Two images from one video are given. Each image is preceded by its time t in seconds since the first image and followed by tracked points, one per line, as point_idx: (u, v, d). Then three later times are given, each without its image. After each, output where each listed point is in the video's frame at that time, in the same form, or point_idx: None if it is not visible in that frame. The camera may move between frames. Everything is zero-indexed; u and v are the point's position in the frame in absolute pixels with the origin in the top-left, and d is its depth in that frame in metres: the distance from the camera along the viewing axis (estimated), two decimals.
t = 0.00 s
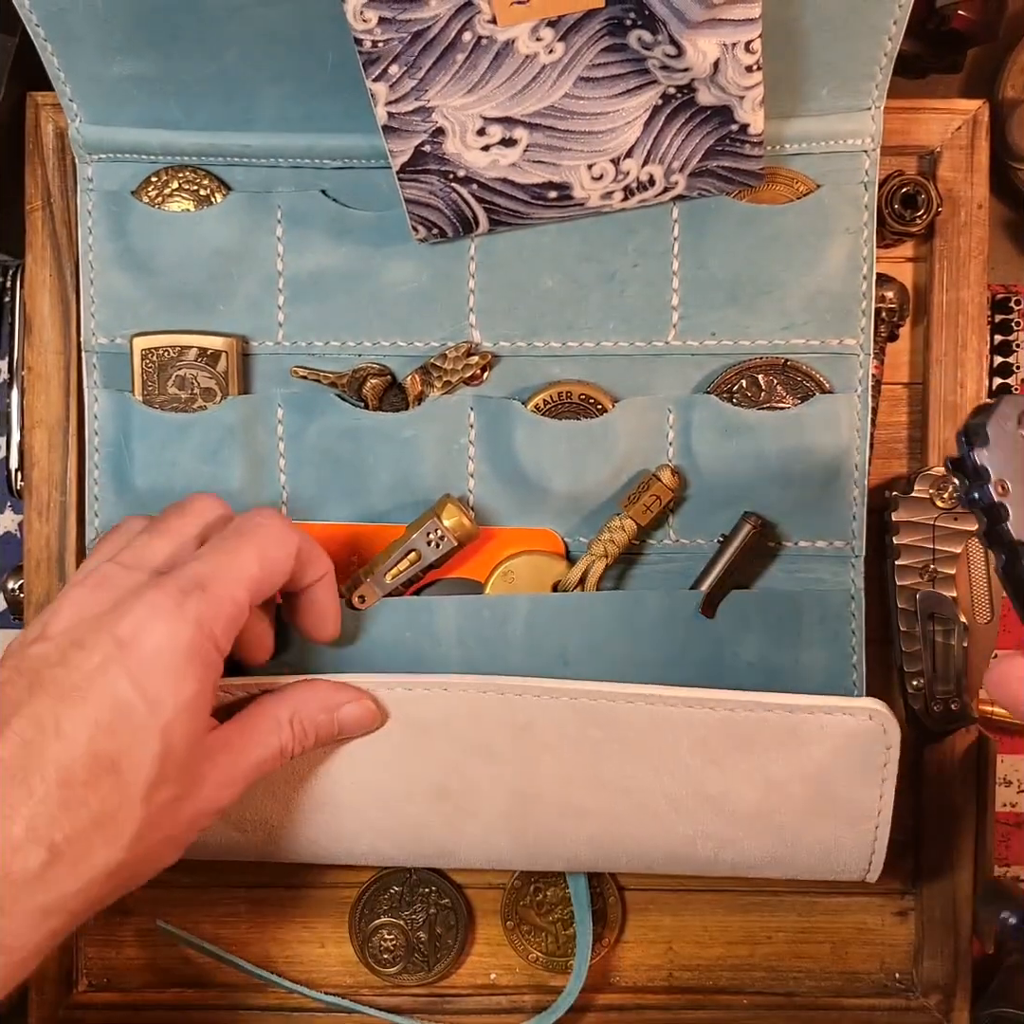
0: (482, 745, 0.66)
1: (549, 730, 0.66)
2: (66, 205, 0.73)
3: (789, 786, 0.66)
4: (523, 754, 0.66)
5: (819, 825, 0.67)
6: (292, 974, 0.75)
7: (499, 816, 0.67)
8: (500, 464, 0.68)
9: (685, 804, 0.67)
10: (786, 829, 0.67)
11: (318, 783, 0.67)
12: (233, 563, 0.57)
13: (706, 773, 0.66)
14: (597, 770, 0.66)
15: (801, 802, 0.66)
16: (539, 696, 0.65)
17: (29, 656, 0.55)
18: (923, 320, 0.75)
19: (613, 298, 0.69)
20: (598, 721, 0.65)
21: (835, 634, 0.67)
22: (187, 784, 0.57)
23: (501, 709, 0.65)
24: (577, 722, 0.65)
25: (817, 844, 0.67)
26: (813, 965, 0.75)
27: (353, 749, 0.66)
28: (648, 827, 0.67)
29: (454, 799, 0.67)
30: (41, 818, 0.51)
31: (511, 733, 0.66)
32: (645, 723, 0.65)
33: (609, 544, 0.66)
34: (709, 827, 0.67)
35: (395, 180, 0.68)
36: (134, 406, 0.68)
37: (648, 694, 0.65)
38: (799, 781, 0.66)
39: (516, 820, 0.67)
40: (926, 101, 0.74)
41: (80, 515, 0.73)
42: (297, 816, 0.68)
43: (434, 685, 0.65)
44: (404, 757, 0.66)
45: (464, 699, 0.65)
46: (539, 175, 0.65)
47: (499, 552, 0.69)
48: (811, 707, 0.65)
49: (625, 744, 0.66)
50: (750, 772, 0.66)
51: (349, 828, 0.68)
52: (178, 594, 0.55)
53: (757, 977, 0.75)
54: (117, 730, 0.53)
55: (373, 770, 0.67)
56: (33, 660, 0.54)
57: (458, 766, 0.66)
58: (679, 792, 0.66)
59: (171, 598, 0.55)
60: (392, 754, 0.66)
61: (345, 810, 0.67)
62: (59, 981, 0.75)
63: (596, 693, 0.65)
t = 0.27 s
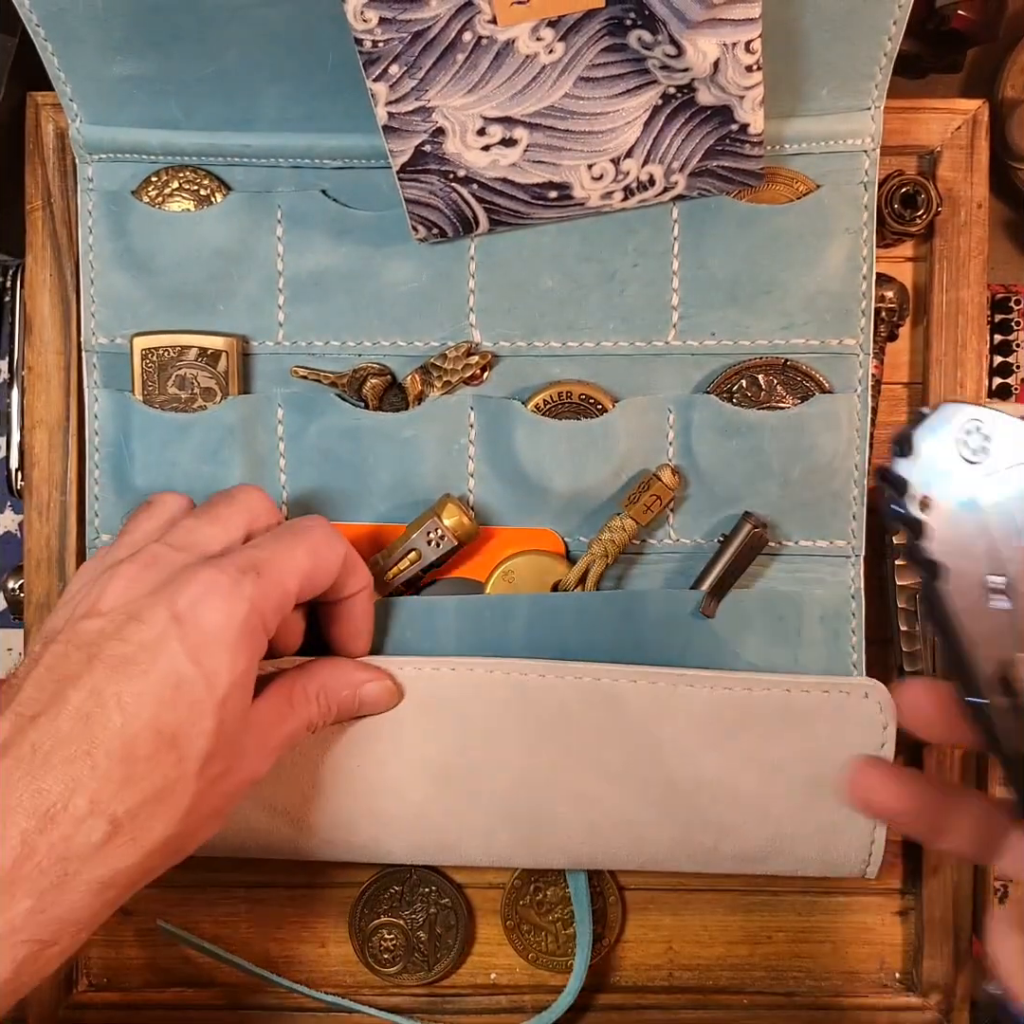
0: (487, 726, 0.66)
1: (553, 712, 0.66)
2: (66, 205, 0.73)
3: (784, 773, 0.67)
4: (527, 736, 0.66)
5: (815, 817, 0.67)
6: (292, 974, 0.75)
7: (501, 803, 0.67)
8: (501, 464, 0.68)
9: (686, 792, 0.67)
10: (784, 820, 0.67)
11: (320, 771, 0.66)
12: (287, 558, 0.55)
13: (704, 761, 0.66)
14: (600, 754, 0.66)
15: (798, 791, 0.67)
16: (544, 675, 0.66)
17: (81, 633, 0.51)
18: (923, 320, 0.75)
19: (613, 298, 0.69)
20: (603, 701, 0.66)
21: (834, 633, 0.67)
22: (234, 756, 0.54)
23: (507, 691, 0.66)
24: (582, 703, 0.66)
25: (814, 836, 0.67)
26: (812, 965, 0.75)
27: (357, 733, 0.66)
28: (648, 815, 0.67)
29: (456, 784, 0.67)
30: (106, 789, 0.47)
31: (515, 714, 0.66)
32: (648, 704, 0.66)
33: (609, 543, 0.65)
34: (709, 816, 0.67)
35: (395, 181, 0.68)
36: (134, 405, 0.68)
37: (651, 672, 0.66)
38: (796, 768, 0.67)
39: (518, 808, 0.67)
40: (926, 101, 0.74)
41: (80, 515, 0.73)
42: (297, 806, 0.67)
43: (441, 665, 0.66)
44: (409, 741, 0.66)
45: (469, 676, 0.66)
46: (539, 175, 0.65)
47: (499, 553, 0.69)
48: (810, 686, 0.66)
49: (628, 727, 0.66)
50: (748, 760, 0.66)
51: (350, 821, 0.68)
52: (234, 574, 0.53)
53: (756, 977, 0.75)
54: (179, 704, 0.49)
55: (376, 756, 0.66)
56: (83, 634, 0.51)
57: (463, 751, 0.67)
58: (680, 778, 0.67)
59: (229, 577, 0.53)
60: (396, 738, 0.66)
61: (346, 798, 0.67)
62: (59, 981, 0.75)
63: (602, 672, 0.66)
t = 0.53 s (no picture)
0: (487, 727, 0.66)
1: (552, 712, 0.66)
2: (66, 205, 0.73)
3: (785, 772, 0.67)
4: (527, 736, 0.66)
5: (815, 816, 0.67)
6: (292, 974, 0.75)
7: (502, 802, 0.67)
8: (501, 464, 0.68)
9: (686, 789, 0.67)
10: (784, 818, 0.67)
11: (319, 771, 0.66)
12: (279, 572, 0.57)
13: (703, 762, 0.66)
14: (599, 753, 0.66)
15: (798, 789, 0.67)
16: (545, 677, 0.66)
17: (68, 633, 0.54)
18: (923, 320, 0.75)
19: (613, 298, 0.69)
20: (604, 701, 0.66)
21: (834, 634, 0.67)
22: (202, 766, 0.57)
23: (507, 694, 0.66)
24: (583, 703, 0.66)
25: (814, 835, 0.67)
26: (811, 964, 0.75)
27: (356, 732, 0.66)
28: (648, 813, 0.67)
29: (456, 784, 0.67)
30: (75, 790, 0.50)
31: (515, 714, 0.66)
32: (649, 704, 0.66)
33: (609, 544, 0.65)
34: (710, 814, 0.67)
35: (395, 181, 0.68)
36: (134, 405, 0.68)
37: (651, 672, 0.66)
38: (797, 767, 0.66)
39: (519, 808, 0.67)
40: (925, 101, 0.74)
41: (80, 515, 0.73)
42: (297, 806, 0.67)
43: (441, 667, 0.66)
44: (409, 741, 0.66)
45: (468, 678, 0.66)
46: (539, 175, 0.65)
47: (499, 552, 0.69)
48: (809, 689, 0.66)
49: (628, 726, 0.66)
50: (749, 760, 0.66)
51: (351, 823, 0.68)
52: (220, 587, 0.55)
53: (756, 977, 0.75)
54: (155, 711, 0.52)
55: (375, 756, 0.66)
56: (71, 634, 0.54)
57: (462, 752, 0.66)
58: (681, 776, 0.67)
59: (214, 591, 0.55)
60: (396, 737, 0.66)
61: (346, 798, 0.67)
62: (59, 981, 0.75)
63: (602, 671, 0.66)
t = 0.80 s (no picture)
0: (494, 754, 0.65)
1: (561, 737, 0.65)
2: (66, 206, 0.74)
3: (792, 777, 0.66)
4: (535, 760, 0.65)
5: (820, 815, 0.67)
6: (293, 974, 0.75)
7: (510, 821, 0.67)
8: (501, 464, 0.68)
9: (693, 801, 0.66)
10: (788, 817, 0.67)
11: (321, 795, 0.65)
12: (193, 659, 0.53)
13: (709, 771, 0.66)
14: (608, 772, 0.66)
15: (804, 791, 0.66)
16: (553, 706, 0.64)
17: None
18: (923, 320, 0.75)
19: (613, 298, 0.69)
20: (614, 725, 0.65)
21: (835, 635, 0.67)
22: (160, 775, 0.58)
23: (514, 722, 0.64)
24: (592, 728, 0.65)
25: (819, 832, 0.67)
26: (811, 964, 0.75)
27: (359, 760, 0.65)
28: (656, 824, 0.67)
29: (463, 806, 0.66)
30: None
31: (523, 740, 0.65)
32: (658, 726, 0.65)
33: (611, 546, 0.65)
34: (715, 821, 0.67)
35: (395, 181, 0.68)
36: (134, 405, 0.68)
37: (660, 693, 0.64)
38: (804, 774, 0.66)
39: (527, 825, 0.67)
40: (925, 101, 0.74)
41: (80, 516, 0.73)
42: (301, 823, 0.67)
43: (446, 705, 0.64)
44: (415, 768, 0.65)
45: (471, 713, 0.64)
46: (538, 175, 0.65)
47: (501, 554, 0.69)
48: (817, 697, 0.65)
49: (637, 745, 0.65)
50: (755, 767, 0.65)
51: (354, 839, 0.67)
52: (124, 684, 0.51)
53: (756, 977, 0.75)
54: (26, 828, 0.49)
55: (379, 782, 0.65)
56: None
57: (468, 777, 0.65)
58: (689, 788, 0.66)
59: (116, 689, 0.50)
60: (401, 766, 0.65)
61: (350, 816, 0.66)
62: (59, 981, 0.75)
63: (612, 699, 0.64)
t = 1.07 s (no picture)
0: (492, 743, 0.66)
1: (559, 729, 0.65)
2: (67, 206, 0.74)
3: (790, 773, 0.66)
4: (533, 752, 0.66)
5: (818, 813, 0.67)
6: (292, 974, 0.75)
7: (508, 816, 0.67)
8: (501, 464, 0.68)
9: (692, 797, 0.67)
10: (786, 815, 0.67)
11: (322, 781, 0.66)
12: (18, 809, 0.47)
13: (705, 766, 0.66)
14: (606, 765, 0.66)
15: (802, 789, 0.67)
16: (551, 695, 0.65)
17: None
18: (923, 320, 0.75)
19: (613, 298, 0.69)
20: (612, 715, 0.65)
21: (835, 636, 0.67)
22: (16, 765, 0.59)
23: (513, 709, 0.65)
24: (590, 720, 0.65)
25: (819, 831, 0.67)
26: (811, 965, 0.75)
27: (359, 746, 0.66)
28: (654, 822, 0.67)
29: (461, 798, 0.67)
30: None
31: (521, 732, 0.65)
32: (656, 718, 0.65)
33: (610, 546, 0.65)
34: (715, 818, 0.67)
35: (395, 181, 0.68)
36: (134, 405, 0.68)
37: (658, 686, 0.65)
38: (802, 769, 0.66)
39: (526, 821, 0.67)
40: (925, 101, 0.74)
41: (80, 516, 0.73)
42: (302, 815, 0.67)
43: (444, 690, 0.65)
44: (414, 756, 0.66)
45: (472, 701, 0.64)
46: (538, 175, 0.65)
47: (500, 553, 0.69)
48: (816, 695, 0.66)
49: (636, 739, 0.66)
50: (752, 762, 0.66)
51: (354, 831, 0.68)
52: None
53: (756, 977, 0.75)
54: None
55: (379, 768, 0.66)
56: None
57: (467, 767, 0.66)
58: (688, 783, 0.66)
59: None
60: (400, 753, 0.66)
61: (351, 806, 0.67)
62: (59, 981, 0.75)
63: (610, 688, 0.65)
